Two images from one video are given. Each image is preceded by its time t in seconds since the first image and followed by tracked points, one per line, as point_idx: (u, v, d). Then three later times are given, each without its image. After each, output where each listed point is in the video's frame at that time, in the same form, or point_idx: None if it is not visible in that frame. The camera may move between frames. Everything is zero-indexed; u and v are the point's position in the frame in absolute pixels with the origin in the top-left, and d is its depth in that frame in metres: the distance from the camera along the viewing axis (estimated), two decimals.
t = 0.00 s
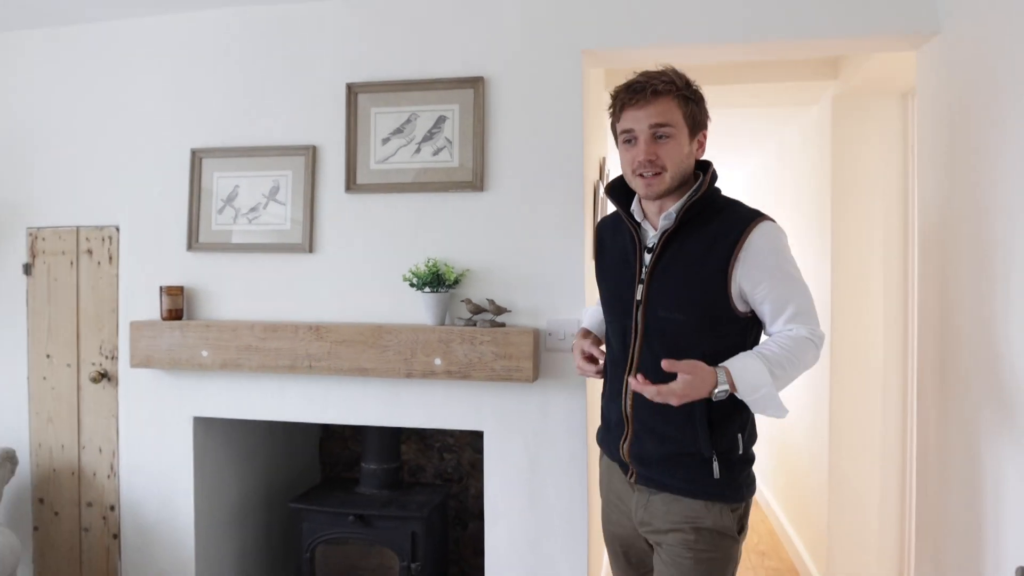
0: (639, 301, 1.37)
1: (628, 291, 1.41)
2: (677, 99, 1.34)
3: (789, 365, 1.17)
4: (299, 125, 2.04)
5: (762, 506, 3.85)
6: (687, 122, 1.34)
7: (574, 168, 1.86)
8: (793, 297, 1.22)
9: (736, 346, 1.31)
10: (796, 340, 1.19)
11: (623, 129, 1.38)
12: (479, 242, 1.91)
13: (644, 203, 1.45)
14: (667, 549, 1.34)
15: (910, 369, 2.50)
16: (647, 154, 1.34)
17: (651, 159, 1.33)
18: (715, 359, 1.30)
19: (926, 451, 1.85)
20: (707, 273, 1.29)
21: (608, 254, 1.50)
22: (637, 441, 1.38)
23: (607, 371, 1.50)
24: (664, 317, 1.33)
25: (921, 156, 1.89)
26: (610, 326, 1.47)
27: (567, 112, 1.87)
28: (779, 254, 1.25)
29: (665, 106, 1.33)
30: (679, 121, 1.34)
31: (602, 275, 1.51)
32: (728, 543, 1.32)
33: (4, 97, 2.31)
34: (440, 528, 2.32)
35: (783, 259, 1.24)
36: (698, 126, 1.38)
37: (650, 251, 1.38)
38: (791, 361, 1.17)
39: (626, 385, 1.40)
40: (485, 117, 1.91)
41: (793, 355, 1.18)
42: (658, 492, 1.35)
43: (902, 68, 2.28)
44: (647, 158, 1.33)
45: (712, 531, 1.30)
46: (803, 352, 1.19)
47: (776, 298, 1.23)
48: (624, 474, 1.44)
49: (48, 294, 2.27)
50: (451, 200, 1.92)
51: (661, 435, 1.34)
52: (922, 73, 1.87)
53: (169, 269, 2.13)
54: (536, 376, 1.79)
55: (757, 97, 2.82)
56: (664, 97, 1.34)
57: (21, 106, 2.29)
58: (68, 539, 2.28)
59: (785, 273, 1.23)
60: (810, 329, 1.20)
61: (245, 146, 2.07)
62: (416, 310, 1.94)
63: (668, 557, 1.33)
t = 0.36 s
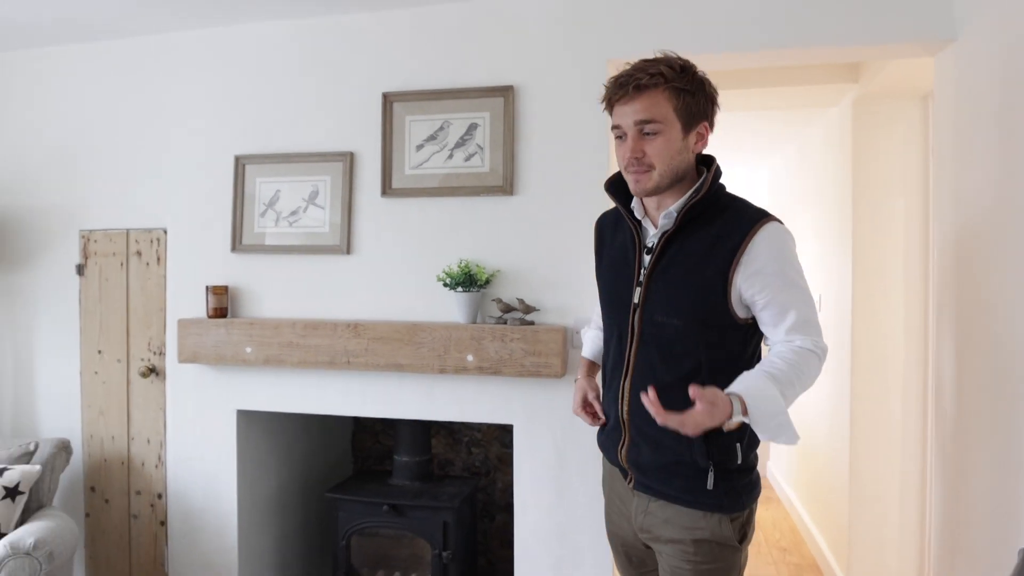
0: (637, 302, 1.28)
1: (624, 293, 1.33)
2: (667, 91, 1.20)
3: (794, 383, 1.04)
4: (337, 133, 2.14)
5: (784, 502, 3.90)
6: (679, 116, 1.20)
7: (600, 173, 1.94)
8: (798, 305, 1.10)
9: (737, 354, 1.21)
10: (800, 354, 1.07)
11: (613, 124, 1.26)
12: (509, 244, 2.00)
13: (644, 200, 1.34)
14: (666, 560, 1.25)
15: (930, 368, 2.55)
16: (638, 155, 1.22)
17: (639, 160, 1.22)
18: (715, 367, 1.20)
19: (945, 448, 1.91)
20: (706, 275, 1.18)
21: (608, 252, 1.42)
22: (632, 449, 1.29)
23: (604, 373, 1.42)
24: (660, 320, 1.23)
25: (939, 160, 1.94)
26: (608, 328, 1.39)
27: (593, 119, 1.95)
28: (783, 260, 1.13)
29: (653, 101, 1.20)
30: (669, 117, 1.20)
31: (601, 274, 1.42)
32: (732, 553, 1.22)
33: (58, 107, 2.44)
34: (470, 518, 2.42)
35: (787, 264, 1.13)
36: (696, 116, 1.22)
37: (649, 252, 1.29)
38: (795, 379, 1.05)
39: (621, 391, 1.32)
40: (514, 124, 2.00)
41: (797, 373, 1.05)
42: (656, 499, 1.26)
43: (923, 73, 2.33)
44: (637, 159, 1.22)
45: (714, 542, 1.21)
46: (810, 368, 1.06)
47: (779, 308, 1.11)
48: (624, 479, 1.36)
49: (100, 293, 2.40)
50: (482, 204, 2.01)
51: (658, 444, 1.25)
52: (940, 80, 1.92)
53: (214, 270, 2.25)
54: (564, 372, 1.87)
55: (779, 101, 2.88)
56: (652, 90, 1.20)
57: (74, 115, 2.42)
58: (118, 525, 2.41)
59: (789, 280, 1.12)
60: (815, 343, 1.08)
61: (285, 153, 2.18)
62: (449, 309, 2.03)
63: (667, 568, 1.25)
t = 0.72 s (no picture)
0: (665, 307, 1.32)
1: (649, 297, 1.37)
2: (676, 97, 1.24)
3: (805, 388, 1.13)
4: (386, 136, 2.25)
5: (819, 500, 3.91)
6: (688, 119, 1.25)
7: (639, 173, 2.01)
8: (813, 310, 1.16)
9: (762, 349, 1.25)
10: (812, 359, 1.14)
11: (624, 134, 1.30)
12: (551, 242, 2.08)
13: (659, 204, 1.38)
14: (698, 552, 1.29)
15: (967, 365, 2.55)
16: (654, 159, 1.26)
17: (655, 165, 1.26)
18: (742, 365, 1.25)
19: (980, 442, 1.93)
20: (733, 276, 1.23)
21: (625, 261, 1.45)
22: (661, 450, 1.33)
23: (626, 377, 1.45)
24: (688, 323, 1.28)
25: (976, 158, 1.96)
26: (630, 334, 1.42)
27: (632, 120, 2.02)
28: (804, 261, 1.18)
29: (663, 107, 1.24)
30: (679, 120, 1.24)
31: (621, 281, 1.46)
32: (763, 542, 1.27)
33: (121, 114, 2.59)
34: (512, 508, 2.50)
35: (807, 264, 1.18)
36: (703, 117, 1.27)
37: (671, 256, 1.34)
38: (805, 386, 1.13)
39: (647, 393, 1.35)
40: (555, 127, 2.08)
41: (808, 379, 1.13)
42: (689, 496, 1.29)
43: (961, 72, 2.34)
44: (655, 163, 1.25)
45: (746, 532, 1.25)
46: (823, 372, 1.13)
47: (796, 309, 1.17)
48: (647, 480, 1.38)
49: (161, 290, 2.53)
50: (525, 204, 2.10)
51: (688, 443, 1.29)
52: (977, 80, 1.94)
53: (269, 267, 2.37)
54: (605, 365, 1.95)
55: (815, 100, 2.90)
56: (662, 97, 1.24)
57: (137, 122, 2.57)
58: (178, 509, 2.54)
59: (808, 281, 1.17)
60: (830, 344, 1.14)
61: (336, 155, 2.29)
62: (493, 305, 2.12)
63: (699, 560, 1.29)
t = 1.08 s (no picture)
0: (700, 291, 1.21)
1: (674, 282, 1.22)
2: (719, 92, 1.25)
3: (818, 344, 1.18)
4: (442, 137, 2.33)
5: (869, 501, 3.87)
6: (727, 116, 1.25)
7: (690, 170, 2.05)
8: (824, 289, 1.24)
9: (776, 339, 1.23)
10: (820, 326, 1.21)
11: (666, 120, 1.24)
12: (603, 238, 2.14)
13: (674, 201, 1.31)
14: (737, 539, 1.19)
15: None
16: (700, 144, 1.21)
17: (703, 150, 1.20)
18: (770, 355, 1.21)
19: None
20: (765, 260, 1.20)
21: (629, 255, 1.29)
22: (699, 444, 1.20)
23: (636, 378, 1.27)
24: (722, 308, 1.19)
25: None
26: (639, 333, 1.25)
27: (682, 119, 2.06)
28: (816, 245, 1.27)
29: (711, 98, 1.23)
30: (722, 114, 1.24)
31: (625, 278, 1.28)
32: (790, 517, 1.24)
33: (192, 119, 2.73)
34: (562, 497, 2.57)
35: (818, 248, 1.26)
36: (731, 120, 1.29)
37: (693, 247, 1.25)
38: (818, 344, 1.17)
39: (675, 386, 1.21)
40: (607, 126, 2.13)
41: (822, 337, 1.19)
42: (725, 486, 1.19)
43: (1018, 66, 2.32)
44: (701, 146, 1.20)
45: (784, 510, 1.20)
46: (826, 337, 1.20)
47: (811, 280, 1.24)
48: (669, 482, 1.23)
49: (228, 285, 2.67)
50: (577, 201, 2.16)
51: (728, 432, 1.19)
52: None
53: (330, 264, 2.48)
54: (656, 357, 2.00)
55: (865, 97, 2.90)
56: (707, 89, 1.23)
57: (206, 126, 2.71)
58: (243, 495, 2.67)
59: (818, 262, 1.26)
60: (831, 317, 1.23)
61: (395, 156, 2.39)
62: (546, 299, 2.19)
63: (741, 551, 1.19)
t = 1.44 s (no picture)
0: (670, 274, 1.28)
1: (646, 266, 1.28)
2: (690, 95, 1.31)
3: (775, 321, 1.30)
4: (491, 137, 2.42)
5: (915, 500, 3.84)
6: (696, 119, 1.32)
7: (734, 167, 2.10)
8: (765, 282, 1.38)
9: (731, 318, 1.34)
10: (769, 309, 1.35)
11: (642, 118, 1.29)
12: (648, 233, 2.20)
13: (641, 193, 1.37)
14: (717, 496, 1.25)
15: None
16: (673, 143, 1.27)
17: (673, 151, 1.27)
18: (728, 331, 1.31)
19: None
20: (724, 246, 1.32)
21: (602, 244, 1.33)
22: (676, 414, 1.25)
23: (608, 359, 1.30)
24: (691, 290, 1.27)
25: None
26: (614, 315, 1.29)
27: (727, 117, 2.11)
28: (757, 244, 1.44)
29: (683, 101, 1.29)
30: (692, 117, 1.30)
31: (598, 265, 1.32)
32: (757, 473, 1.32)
33: (253, 122, 2.88)
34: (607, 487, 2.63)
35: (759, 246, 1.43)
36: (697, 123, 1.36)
37: (662, 236, 1.31)
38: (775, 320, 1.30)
39: (652, 362, 1.26)
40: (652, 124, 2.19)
41: (775, 315, 1.31)
42: (699, 449, 1.25)
43: None
44: (673, 146, 1.26)
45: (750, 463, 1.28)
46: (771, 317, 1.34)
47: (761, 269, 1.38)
48: (648, 455, 1.27)
49: (286, 280, 2.80)
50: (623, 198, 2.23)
51: (701, 401, 1.26)
52: None
53: (384, 259, 2.59)
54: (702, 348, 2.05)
55: (914, 93, 2.89)
56: (680, 93, 1.29)
57: (266, 129, 2.85)
58: (299, 480, 2.79)
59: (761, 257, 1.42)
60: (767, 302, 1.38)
61: (446, 156, 2.48)
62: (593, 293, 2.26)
63: (720, 510, 1.25)
